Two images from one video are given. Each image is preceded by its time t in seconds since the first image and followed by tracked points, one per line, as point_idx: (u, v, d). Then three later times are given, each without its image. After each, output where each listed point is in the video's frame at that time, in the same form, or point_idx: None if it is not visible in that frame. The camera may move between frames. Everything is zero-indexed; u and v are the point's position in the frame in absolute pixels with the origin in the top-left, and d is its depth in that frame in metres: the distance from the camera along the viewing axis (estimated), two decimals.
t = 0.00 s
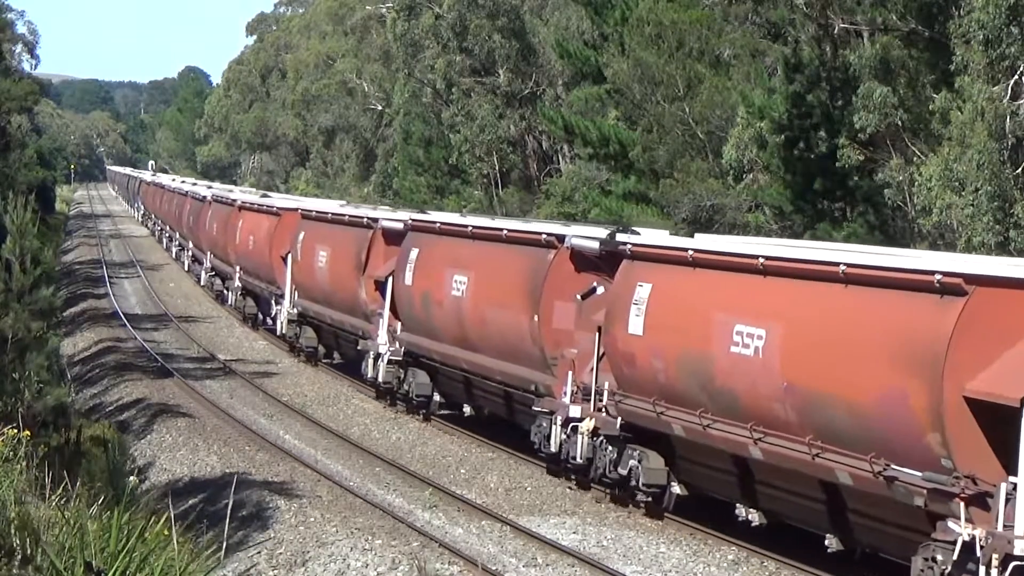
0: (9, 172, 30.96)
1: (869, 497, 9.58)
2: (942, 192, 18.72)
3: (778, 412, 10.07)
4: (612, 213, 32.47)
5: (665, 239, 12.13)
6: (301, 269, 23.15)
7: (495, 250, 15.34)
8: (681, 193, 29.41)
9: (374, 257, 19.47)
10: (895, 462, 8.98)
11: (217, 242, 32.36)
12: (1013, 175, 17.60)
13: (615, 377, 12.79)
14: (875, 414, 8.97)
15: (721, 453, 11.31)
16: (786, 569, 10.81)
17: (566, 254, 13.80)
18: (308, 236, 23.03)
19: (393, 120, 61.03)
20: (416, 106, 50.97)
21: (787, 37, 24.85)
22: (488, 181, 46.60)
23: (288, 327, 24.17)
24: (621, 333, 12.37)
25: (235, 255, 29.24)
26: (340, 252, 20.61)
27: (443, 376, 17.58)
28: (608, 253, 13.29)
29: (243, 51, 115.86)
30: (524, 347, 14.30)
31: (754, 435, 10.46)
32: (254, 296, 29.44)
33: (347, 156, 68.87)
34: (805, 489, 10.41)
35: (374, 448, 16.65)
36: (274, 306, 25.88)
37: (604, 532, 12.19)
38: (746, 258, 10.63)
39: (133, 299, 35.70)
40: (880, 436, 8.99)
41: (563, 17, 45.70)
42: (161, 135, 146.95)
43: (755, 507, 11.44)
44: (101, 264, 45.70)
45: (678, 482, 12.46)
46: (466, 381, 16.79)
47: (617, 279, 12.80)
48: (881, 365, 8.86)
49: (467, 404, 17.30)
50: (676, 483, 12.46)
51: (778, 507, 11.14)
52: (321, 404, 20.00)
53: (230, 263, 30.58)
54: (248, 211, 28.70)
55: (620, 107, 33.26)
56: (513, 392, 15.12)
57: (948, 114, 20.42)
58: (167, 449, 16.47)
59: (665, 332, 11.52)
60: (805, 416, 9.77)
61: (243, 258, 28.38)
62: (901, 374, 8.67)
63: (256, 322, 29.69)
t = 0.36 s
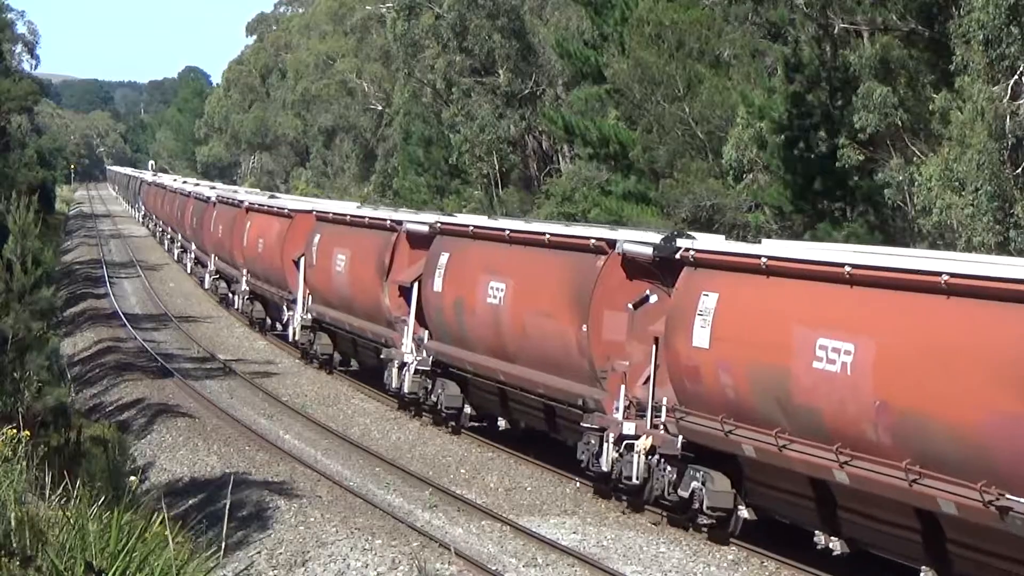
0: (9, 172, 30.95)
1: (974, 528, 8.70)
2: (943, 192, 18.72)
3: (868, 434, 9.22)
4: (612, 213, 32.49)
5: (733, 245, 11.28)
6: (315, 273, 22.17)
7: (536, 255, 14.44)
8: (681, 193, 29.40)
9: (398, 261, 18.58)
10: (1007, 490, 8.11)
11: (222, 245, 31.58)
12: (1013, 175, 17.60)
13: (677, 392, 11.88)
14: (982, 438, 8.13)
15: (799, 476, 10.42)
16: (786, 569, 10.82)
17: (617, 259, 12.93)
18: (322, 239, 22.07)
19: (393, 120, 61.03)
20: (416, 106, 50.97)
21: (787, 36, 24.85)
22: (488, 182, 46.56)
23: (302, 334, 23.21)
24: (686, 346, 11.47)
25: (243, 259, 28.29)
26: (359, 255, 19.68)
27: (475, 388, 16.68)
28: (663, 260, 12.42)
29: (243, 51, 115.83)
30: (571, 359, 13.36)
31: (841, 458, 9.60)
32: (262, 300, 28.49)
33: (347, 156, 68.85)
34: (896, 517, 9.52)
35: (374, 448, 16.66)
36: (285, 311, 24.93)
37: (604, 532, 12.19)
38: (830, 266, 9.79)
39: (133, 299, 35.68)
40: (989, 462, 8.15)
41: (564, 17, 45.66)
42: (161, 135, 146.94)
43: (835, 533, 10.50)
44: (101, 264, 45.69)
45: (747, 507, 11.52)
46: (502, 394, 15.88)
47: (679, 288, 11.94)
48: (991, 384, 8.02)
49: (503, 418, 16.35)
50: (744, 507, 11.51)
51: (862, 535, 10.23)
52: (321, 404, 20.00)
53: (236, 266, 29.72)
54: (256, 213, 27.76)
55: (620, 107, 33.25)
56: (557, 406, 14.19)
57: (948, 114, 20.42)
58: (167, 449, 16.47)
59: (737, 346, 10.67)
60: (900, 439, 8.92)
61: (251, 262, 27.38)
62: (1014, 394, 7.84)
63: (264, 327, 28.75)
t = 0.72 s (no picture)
0: (9, 172, 30.93)
1: None
2: (942, 192, 18.73)
3: (977, 460, 8.33)
4: (612, 213, 32.50)
5: (813, 253, 10.33)
6: (333, 278, 21.23)
7: (584, 261, 13.41)
8: (681, 193, 29.38)
9: (425, 266, 17.69)
10: None
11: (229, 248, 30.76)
12: (1013, 175, 17.60)
13: (749, 410, 10.83)
14: None
15: (889, 503, 9.49)
16: (787, 569, 10.81)
17: (677, 266, 11.88)
18: (340, 242, 21.13)
19: (393, 120, 61.05)
20: (416, 106, 50.97)
21: (788, 36, 24.85)
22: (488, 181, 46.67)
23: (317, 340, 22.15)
24: (762, 361, 10.48)
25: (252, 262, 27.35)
26: (381, 260, 18.76)
27: (511, 401, 15.66)
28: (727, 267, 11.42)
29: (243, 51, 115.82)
30: (625, 373, 12.37)
31: (943, 486, 8.68)
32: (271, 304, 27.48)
33: (347, 156, 68.85)
34: (1005, 550, 8.59)
35: (374, 448, 16.65)
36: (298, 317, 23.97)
37: (605, 531, 12.19)
38: (930, 275, 8.87)
39: (133, 299, 35.69)
40: None
41: (564, 17, 45.65)
42: (161, 135, 146.87)
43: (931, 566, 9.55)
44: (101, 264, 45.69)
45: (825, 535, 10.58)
46: (540, 408, 14.86)
47: (750, 297, 10.98)
48: None
49: (544, 433, 15.29)
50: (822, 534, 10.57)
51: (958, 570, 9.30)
52: (321, 404, 20.00)
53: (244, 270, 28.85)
54: (267, 216, 26.85)
55: (620, 106, 33.25)
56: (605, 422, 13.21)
57: (948, 114, 20.42)
58: (167, 449, 16.47)
59: (823, 361, 9.71)
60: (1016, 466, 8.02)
61: (262, 266, 26.41)
62: None
63: (273, 333, 27.72)
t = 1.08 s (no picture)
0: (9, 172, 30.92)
1: None
2: (942, 192, 18.72)
3: None
4: (612, 214, 32.46)
5: (903, 259, 9.20)
6: (351, 282, 20.14)
7: (641, 267, 12.38)
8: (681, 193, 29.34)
9: (455, 271, 16.63)
10: None
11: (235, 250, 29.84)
12: (1013, 175, 17.57)
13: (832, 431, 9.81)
14: None
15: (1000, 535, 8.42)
16: (787, 569, 10.80)
17: (746, 275, 10.92)
18: (360, 245, 20.05)
19: (393, 120, 61.07)
20: (416, 106, 50.96)
21: (788, 37, 24.88)
22: (488, 181, 46.83)
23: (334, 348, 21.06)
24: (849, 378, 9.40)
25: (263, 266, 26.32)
26: (407, 265, 17.66)
27: (552, 415, 14.67)
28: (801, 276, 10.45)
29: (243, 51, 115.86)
30: (687, 389, 11.39)
31: None
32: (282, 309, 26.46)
33: (347, 156, 68.87)
34: None
35: (374, 448, 16.66)
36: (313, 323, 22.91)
37: (604, 531, 12.19)
38: None
39: (133, 299, 35.70)
40: None
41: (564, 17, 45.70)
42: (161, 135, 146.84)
43: None
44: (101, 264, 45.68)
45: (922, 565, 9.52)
46: (588, 424, 13.84)
47: (835, 310, 9.88)
48: None
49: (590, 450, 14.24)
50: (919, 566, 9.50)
51: None
52: (321, 404, 20.00)
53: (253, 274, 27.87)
54: (277, 217, 25.82)
55: (620, 106, 33.27)
56: (663, 441, 12.24)
57: (948, 114, 20.42)
58: (167, 449, 16.47)
59: (923, 380, 8.60)
60: None
61: (273, 270, 25.34)
62: None
63: (283, 339, 26.70)
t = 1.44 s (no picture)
0: (9, 172, 30.92)
1: None
2: (942, 192, 18.73)
3: None
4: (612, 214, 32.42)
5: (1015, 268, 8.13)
6: (373, 288, 18.98)
7: (705, 275, 11.28)
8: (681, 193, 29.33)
9: (491, 277, 15.53)
10: None
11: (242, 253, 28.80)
12: (1013, 175, 17.55)
13: (933, 454, 8.78)
14: None
15: None
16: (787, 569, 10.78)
17: (827, 284, 9.83)
18: (381, 248, 18.92)
19: (393, 120, 61.11)
20: (416, 106, 50.94)
21: (788, 37, 24.89)
22: (488, 181, 46.84)
23: (353, 357, 19.99)
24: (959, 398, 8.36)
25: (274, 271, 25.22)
26: (438, 271, 16.52)
27: (599, 431, 13.51)
28: (887, 284, 9.36)
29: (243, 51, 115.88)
30: (762, 406, 10.30)
31: None
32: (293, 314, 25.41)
33: (347, 156, 68.87)
34: None
35: (374, 448, 16.65)
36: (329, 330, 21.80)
37: (604, 531, 12.19)
38: None
39: (133, 299, 35.69)
40: None
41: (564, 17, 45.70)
42: (161, 136, 146.77)
43: None
44: (101, 264, 45.67)
45: None
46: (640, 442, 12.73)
47: (933, 320, 8.80)
48: None
49: (642, 469, 13.11)
50: None
51: None
52: (321, 404, 20.00)
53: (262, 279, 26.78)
54: (290, 219, 24.74)
55: (620, 107, 33.29)
56: (729, 461, 11.15)
57: (948, 114, 20.41)
58: (167, 449, 16.46)
59: None
60: None
61: (286, 274, 24.22)
62: None
63: (293, 346, 25.62)
